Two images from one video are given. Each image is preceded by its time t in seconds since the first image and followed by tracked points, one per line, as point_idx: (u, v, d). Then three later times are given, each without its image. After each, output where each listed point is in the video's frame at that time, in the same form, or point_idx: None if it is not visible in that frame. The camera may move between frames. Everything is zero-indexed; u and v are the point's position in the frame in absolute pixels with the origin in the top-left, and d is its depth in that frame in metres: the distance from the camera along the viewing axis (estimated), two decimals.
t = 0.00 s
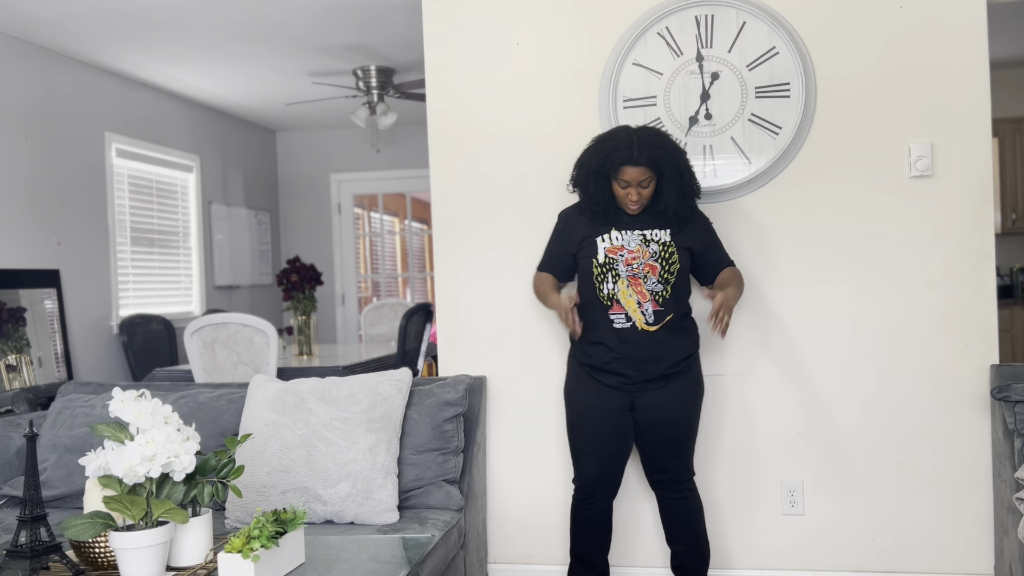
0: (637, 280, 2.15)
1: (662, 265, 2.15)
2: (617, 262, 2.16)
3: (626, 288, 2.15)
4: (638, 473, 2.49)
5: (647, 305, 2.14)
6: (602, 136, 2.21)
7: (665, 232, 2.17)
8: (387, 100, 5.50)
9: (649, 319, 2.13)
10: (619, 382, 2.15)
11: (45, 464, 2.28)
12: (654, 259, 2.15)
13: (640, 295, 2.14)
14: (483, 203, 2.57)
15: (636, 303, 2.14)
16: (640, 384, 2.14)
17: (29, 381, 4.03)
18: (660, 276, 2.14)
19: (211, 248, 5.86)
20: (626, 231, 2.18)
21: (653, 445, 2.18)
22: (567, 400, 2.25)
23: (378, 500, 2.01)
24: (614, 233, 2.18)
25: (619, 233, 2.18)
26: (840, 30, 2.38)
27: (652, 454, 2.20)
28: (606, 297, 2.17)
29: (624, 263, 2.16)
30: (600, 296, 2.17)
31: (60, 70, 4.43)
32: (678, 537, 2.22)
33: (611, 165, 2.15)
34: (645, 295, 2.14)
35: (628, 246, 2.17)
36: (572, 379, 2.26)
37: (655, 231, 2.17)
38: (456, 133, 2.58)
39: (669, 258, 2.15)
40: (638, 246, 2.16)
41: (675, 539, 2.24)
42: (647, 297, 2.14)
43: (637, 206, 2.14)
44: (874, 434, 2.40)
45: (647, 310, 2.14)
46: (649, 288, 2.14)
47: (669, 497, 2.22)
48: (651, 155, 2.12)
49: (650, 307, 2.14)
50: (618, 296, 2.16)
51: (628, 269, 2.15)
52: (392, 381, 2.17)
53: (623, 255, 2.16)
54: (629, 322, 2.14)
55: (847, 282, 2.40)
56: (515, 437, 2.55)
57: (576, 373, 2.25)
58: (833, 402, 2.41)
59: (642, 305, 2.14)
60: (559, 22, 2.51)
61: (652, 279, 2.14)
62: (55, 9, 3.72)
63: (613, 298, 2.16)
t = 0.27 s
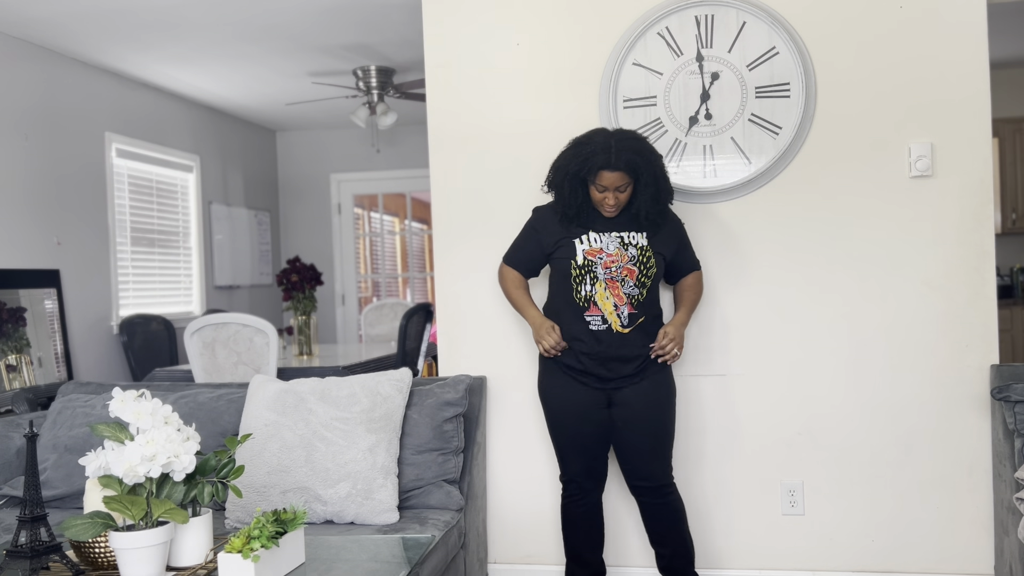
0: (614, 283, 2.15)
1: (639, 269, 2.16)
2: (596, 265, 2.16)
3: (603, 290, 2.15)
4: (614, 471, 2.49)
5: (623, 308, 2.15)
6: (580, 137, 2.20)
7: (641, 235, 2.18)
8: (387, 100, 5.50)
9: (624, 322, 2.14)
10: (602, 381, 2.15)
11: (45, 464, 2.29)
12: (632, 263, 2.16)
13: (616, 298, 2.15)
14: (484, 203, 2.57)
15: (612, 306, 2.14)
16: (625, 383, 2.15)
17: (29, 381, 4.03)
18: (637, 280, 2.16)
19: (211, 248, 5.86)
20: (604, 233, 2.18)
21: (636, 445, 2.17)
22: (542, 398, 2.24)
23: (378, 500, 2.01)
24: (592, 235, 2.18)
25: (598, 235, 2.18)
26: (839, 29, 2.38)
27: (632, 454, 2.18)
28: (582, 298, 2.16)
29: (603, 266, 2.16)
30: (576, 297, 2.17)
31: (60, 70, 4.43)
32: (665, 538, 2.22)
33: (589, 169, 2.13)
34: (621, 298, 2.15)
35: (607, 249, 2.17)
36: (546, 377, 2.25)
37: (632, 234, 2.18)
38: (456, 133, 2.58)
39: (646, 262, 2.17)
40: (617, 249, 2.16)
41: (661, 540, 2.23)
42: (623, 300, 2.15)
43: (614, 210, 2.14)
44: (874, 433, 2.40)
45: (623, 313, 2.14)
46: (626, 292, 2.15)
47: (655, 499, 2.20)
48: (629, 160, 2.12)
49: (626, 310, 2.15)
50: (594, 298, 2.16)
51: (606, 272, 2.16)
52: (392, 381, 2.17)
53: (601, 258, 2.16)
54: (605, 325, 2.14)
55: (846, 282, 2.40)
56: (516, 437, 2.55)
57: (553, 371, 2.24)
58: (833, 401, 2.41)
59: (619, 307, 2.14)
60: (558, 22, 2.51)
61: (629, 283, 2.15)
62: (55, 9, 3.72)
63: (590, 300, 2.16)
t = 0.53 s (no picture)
0: (615, 284, 2.14)
1: (639, 270, 2.16)
2: (597, 266, 2.15)
3: (604, 291, 2.14)
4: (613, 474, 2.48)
5: (625, 309, 2.14)
6: (583, 137, 2.18)
7: (638, 236, 2.19)
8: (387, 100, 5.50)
9: (626, 323, 2.13)
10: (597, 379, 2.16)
11: (45, 464, 2.28)
12: (633, 264, 2.16)
13: (618, 299, 2.14)
14: (484, 204, 2.57)
15: (614, 307, 2.13)
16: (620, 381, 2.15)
17: (29, 381, 4.04)
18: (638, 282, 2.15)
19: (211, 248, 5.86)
20: (603, 235, 2.17)
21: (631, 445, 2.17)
22: (541, 397, 2.24)
23: (378, 500, 2.01)
24: (591, 237, 2.18)
25: (597, 237, 2.17)
26: (839, 29, 2.38)
27: (626, 454, 2.18)
28: (583, 299, 2.15)
29: (604, 267, 2.15)
30: (577, 298, 2.16)
31: (60, 70, 4.43)
32: (657, 538, 2.19)
33: (593, 168, 2.11)
34: (623, 300, 2.14)
35: (607, 251, 2.16)
36: (542, 377, 2.24)
37: (630, 236, 2.18)
38: (456, 133, 2.58)
39: (646, 263, 2.17)
40: (617, 251, 2.16)
41: (654, 540, 2.20)
42: (625, 301, 2.14)
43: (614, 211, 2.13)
44: (874, 434, 2.40)
45: (624, 314, 2.13)
46: (627, 293, 2.14)
47: (654, 501, 2.19)
48: (633, 161, 2.12)
49: (627, 311, 2.14)
50: (596, 299, 2.15)
51: (607, 274, 2.15)
52: (392, 381, 2.17)
53: (602, 259, 2.16)
54: (607, 324, 2.13)
55: (846, 283, 2.40)
56: (516, 437, 2.55)
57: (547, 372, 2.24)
58: (833, 402, 2.41)
59: (620, 309, 2.14)
60: (558, 22, 2.51)
61: (630, 284, 2.15)
62: (55, 9, 3.72)
63: (591, 301, 2.15)
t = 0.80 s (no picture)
0: (633, 291, 2.12)
1: (657, 276, 2.14)
2: (614, 273, 2.14)
3: (621, 299, 2.12)
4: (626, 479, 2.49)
5: (642, 317, 2.12)
6: (606, 135, 2.15)
7: (659, 238, 2.16)
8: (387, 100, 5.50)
9: (644, 333, 2.12)
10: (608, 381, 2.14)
11: (45, 464, 2.28)
12: (650, 270, 2.14)
13: (634, 308, 2.12)
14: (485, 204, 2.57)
15: (630, 315, 2.12)
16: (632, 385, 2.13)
17: (29, 381, 4.04)
18: (655, 288, 2.13)
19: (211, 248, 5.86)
20: (622, 238, 2.15)
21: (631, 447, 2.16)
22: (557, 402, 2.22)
23: (378, 500, 2.01)
24: (610, 239, 2.16)
25: (615, 240, 2.15)
26: (839, 29, 2.38)
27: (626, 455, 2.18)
28: (599, 307, 2.14)
29: (622, 273, 2.13)
30: (593, 306, 2.14)
31: (59, 70, 4.43)
32: (666, 548, 2.16)
33: (615, 167, 2.08)
34: (639, 307, 2.12)
35: (625, 256, 2.14)
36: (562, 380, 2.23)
37: (650, 238, 2.15)
38: (457, 133, 2.58)
39: (664, 268, 2.15)
40: (635, 256, 2.14)
41: (663, 550, 2.17)
42: (641, 309, 2.12)
43: (635, 211, 2.10)
44: (874, 434, 2.40)
45: (641, 323, 2.12)
46: (644, 300, 2.12)
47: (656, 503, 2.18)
48: (655, 160, 2.09)
49: (644, 320, 2.12)
50: (613, 307, 2.13)
51: (625, 280, 2.13)
52: (392, 381, 2.17)
53: (620, 265, 2.14)
54: (623, 334, 2.12)
55: (846, 283, 2.40)
56: (516, 437, 2.55)
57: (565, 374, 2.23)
58: (833, 401, 2.41)
59: (636, 317, 2.12)
60: (558, 22, 2.51)
61: (648, 291, 2.13)
62: (55, 10, 3.72)
63: (608, 309, 2.13)
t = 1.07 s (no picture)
0: (658, 289, 2.11)
1: (683, 273, 2.12)
2: (638, 271, 2.13)
3: (647, 298, 2.11)
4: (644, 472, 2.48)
5: (671, 315, 2.10)
6: (632, 128, 2.10)
7: (684, 234, 2.14)
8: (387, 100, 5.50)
9: (675, 331, 2.09)
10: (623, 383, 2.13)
11: (45, 464, 2.29)
12: (675, 267, 2.12)
13: (663, 306, 2.10)
14: (486, 204, 2.57)
15: (659, 314, 2.10)
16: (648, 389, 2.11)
17: (29, 381, 4.04)
18: (682, 285, 2.11)
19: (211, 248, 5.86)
20: (645, 235, 2.13)
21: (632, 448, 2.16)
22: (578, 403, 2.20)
23: (378, 500, 2.01)
24: (632, 236, 2.14)
25: (638, 237, 2.13)
26: (839, 28, 2.38)
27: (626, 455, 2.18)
28: (626, 308, 2.12)
29: (645, 272, 2.12)
30: (620, 307, 2.13)
31: (59, 70, 4.43)
32: (677, 548, 2.16)
33: (640, 163, 2.04)
34: (668, 305, 2.10)
35: (648, 254, 2.12)
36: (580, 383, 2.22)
37: (674, 235, 2.13)
38: (457, 133, 2.58)
39: (689, 265, 2.13)
40: (659, 253, 2.12)
41: (673, 551, 2.17)
42: (670, 306, 2.10)
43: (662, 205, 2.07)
44: (875, 434, 2.40)
45: (671, 320, 2.10)
46: (671, 297, 2.11)
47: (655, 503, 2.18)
48: (683, 155, 2.04)
49: (675, 318, 2.10)
50: (639, 307, 2.11)
51: (649, 279, 2.12)
52: (392, 381, 2.17)
53: (643, 263, 2.12)
54: (653, 333, 2.09)
55: (847, 283, 2.40)
56: (516, 436, 2.55)
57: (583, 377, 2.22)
58: (833, 401, 2.41)
59: (666, 315, 2.10)
60: (558, 22, 2.51)
61: (674, 288, 2.11)
62: (55, 10, 3.72)
63: (634, 309, 2.12)
